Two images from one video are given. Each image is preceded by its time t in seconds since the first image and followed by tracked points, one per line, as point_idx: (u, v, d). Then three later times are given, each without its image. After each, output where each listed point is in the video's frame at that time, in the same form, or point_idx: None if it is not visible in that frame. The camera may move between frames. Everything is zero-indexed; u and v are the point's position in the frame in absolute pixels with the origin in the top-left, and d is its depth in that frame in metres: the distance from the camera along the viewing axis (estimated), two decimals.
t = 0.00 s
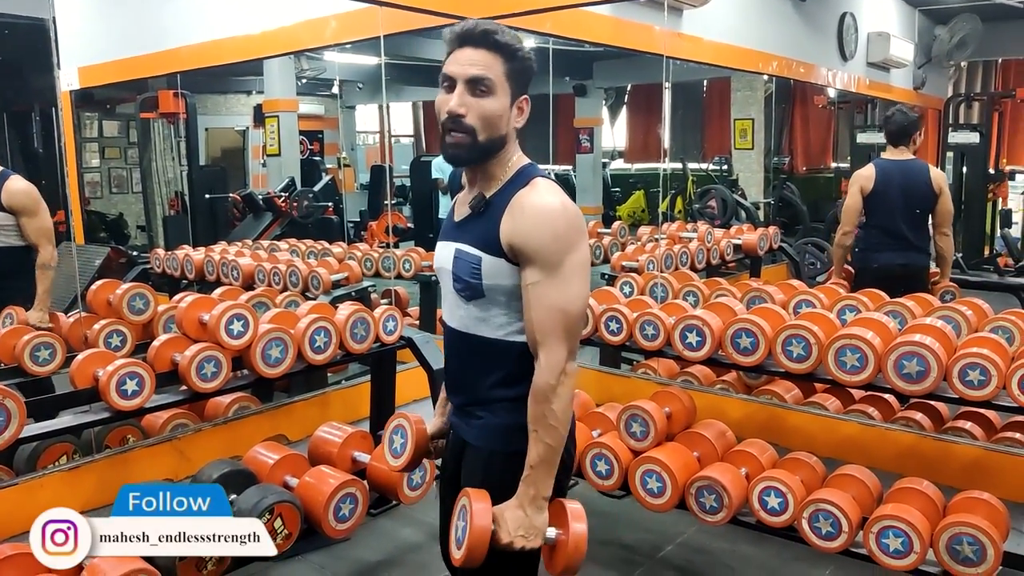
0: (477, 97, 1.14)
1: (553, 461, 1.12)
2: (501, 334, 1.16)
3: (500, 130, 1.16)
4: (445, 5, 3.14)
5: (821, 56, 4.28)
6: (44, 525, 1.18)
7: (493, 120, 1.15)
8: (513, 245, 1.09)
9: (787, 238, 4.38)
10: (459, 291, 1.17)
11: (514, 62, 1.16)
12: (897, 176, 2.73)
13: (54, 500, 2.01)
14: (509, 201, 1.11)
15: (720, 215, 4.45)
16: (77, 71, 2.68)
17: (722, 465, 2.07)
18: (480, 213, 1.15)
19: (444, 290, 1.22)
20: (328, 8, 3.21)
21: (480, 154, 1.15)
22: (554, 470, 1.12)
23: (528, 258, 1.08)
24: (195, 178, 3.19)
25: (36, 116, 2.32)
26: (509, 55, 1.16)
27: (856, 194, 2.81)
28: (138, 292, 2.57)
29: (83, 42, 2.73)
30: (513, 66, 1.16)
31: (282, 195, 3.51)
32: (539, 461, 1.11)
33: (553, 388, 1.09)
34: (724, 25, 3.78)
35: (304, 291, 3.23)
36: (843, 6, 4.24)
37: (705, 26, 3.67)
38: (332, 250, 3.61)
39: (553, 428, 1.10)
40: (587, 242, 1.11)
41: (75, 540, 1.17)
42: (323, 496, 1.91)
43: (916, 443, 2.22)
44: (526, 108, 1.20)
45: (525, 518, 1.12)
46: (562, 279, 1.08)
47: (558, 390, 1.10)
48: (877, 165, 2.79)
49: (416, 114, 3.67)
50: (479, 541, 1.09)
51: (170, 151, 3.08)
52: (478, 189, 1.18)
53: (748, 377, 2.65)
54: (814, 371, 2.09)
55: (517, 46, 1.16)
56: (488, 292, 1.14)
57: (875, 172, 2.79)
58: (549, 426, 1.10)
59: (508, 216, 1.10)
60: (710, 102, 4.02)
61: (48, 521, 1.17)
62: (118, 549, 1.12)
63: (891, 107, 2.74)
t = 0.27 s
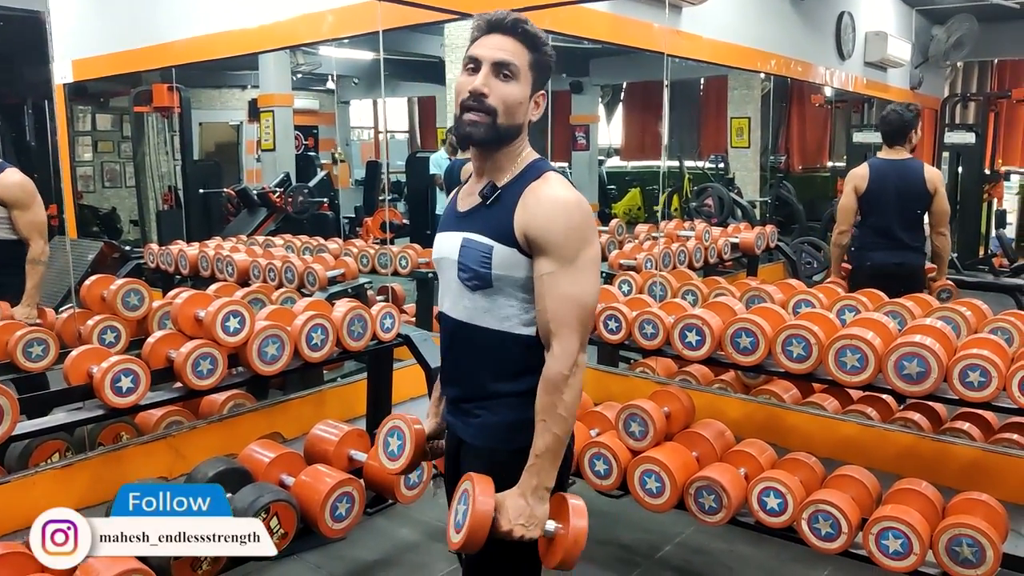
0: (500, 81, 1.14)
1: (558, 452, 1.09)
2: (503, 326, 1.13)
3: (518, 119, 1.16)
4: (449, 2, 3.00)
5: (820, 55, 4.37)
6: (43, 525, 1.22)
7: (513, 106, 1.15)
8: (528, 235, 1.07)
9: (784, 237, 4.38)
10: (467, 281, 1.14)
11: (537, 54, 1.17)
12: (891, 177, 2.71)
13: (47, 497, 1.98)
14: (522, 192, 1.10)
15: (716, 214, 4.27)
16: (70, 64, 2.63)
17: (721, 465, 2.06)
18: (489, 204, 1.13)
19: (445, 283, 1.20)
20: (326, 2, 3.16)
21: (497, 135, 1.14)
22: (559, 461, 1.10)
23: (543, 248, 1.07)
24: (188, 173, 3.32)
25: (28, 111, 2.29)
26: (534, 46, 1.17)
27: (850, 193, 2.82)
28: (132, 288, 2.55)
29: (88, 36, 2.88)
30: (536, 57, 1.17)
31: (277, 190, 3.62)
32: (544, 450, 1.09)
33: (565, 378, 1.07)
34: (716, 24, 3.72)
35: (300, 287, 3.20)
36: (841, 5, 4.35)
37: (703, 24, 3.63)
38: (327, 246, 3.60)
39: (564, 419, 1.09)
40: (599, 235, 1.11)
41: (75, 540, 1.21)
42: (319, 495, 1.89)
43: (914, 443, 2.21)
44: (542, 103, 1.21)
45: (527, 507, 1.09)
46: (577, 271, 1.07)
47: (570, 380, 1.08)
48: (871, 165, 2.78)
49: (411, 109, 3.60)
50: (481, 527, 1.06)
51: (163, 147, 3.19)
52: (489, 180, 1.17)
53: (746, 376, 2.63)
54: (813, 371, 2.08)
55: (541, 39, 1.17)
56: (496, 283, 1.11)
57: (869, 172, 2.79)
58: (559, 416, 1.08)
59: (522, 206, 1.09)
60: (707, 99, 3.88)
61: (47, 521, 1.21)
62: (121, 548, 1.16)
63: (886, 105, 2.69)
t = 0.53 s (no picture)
0: (506, 82, 1.14)
1: (593, 446, 1.11)
2: (524, 326, 1.12)
3: (527, 116, 1.15)
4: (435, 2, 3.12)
5: (810, 49, 4.27)
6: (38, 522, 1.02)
7: (521, 105, 1.14)
8: (545, 234, 1.07)
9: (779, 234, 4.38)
10: (486, 283, 1.12)
11: (539, 54, 1.17)
12: (883, 172, 2.66)
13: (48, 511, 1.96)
14: (535, 191, 1.09)
15: (711, 211, 4.28)
16: (60, 68, 2.67)
17: (729, 465, 2.05)
18: (503, 205, 1.12)
19: (460, 287, 1.18)
20: (321, 4, 3.18)
21: (510, 136, 1.14)
22: (595, 454, 1.12)
23: (562, 247, 1.07)
24: (178, 177, 3.17)
25: (14, 116, 2.26)
26: (536, 47, 1.17)
27: (841, 190, 2.77)
28: (130, 297, 2.55)
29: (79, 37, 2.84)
30: (539, 57, 1.17)
31: (270, 194, 3.54)
32: (581, 447, 1.10)
33: (592, 374, 1.08)
34: (710, 23, 3.70)
35: (297, 293, 3.11)
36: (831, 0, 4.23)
37: (697, 21, 3.60)
38: (323, 250, 3.54)
39: (595, 414, 1.10)
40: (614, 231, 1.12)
41: (76, 539, 1.01)
42: (325, 504, 1.88)
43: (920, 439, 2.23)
44: (548, 102, 1.20)
45: (569, 503, 1.11)
46: (597, 267, 1.08)
47: (597, 376, 1.09)
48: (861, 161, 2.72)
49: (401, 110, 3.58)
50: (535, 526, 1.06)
51: (152, 150, 3.01)
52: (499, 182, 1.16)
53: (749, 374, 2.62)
54: (819, 369, 2.07)
55: (543, 40, 1.17)
56: (515, 284, 1.11)
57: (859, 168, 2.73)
58: (592, 412, 1.10)
59: (539, 205, 1.08)
60: (697, 97, 4.00)
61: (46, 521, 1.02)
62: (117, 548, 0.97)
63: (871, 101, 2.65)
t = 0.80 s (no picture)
0: (510, 97, 1.15)
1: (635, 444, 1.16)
2: (557, 329, 1.16)
3: (537, 126, 1.17)
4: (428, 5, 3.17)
5: (800, 45, 4.21)
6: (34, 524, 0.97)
7: (529, 116, 1.16)
8: (573, 239, 1.11)
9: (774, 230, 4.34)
10: (515, 292, 1.16)
11: (537, 59, 1.18)
12: (875, 168, 2.66)
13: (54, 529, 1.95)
14: (557, 197, 1.13)
15: (705, 209, 4.38)
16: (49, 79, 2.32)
17: (740, 465, 2.05)
18: (525, 213, 1.15)
19: (487, 295, 1.22)
20: (311, 10, 3.10)
21: (522, 150, 1.16)
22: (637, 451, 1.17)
23: (591, 250, 1.11)
24: (168, 186, 2.88)
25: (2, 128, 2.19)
26: (532, 53, 1.18)
27: (835, 186, 2.78)
28: (131, 309, 2.52)
29: (73, 39, 2.47)
30: (535, 62, 1.18)
31: (263, 202, 3.39)
32: (624, 447, 1.15)
33: (629, 371, 1.13)
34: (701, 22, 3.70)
35: (296, 301, 3.11)
36: None
37: (689, 19, 3.62)
38: (321, 257, 3.58)
39: (634, 409, 1.15)
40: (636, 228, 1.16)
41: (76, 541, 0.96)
42: (335, 516, 1.86)
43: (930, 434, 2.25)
44: (551, 102, 1.22)
45: (619, 501, 1.16)
46: (625, 266, 1.12)
47: (633, 372, 1.14)
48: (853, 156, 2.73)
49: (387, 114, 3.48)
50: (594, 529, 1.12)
51: (142, 158, 2.76)
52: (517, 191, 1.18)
53: (754, 374, 2.58)
54: (828, 368, 2.07)
55: (536, 44, 1.18)
56: (545, 289, 1.15)
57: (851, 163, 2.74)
58: (631, 408, 1.14)
59: (563, 210, 1.12)
60: (687, 95, 3.96)
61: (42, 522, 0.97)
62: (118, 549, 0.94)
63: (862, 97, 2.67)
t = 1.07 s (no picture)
0: (503, 112, 1.14)
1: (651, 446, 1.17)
2: (568, 335, 1.16)
3: (532, 141, 1.16)
4: (416, 14, 3.21)
5: (788, 48, 4.41)
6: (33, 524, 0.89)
7: (523, 132, 1.15)
8: (581, 246, 1.11)
9: (767, 232, 4.34)
10: (524, 298, 1.16)
11: (534, 71, 1.17)
12: (865, 170, 2.67)
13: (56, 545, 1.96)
14: (564, 204, 1.12)
15: (697, 212, 4.29)
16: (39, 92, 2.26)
17: (742, 468, 2.04)
18: (532, 221, 1.15)
19: (495, 303, 1.22)
20: (303, 21, 3.04)
21: (521, 163, 1.16)
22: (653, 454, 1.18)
23: (599, 257, 1.11)
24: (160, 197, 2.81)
25: None
26: (529, 66, 1.17)
27: (825, 187, 2.79)
28: (128, 322, 2.54)
29: (56, 49, 2.36)
30: (531, 75, 1.17)
31: (254, 211, 3.32)
32: (640, 449, 1.16)
33: (641, 374, 1.14)
34: (690, 27, 3.81)
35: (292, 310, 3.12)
36: None
37: (678, 26, 3.75)
38: (314, 266, 3.51)
39: (648, 412, 1.15)
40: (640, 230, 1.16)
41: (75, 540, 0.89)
42: (337, 526, 1.84)
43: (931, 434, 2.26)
44: (552, 112, 1.21)
45: (639, 502, 1.17)
46: (633, 269, 1.12)
47: (645, 375, 1.14)
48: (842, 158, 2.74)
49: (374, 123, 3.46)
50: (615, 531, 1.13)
51: (131, 170, 2.67)
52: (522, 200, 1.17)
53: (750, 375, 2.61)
54: (828, 369, 2.08)
55: (533, 56, 1.17)
56: (554, 296, 1.14)
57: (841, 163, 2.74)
58: (646, 411, 1.15)
59: (570, 216, 1.11)
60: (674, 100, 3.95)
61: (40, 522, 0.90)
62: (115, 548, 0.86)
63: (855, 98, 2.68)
